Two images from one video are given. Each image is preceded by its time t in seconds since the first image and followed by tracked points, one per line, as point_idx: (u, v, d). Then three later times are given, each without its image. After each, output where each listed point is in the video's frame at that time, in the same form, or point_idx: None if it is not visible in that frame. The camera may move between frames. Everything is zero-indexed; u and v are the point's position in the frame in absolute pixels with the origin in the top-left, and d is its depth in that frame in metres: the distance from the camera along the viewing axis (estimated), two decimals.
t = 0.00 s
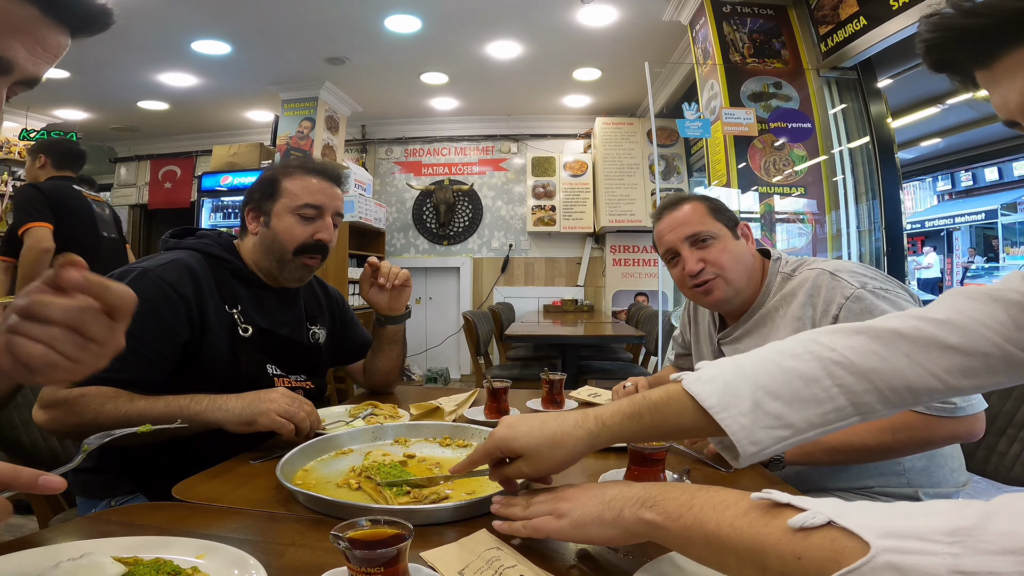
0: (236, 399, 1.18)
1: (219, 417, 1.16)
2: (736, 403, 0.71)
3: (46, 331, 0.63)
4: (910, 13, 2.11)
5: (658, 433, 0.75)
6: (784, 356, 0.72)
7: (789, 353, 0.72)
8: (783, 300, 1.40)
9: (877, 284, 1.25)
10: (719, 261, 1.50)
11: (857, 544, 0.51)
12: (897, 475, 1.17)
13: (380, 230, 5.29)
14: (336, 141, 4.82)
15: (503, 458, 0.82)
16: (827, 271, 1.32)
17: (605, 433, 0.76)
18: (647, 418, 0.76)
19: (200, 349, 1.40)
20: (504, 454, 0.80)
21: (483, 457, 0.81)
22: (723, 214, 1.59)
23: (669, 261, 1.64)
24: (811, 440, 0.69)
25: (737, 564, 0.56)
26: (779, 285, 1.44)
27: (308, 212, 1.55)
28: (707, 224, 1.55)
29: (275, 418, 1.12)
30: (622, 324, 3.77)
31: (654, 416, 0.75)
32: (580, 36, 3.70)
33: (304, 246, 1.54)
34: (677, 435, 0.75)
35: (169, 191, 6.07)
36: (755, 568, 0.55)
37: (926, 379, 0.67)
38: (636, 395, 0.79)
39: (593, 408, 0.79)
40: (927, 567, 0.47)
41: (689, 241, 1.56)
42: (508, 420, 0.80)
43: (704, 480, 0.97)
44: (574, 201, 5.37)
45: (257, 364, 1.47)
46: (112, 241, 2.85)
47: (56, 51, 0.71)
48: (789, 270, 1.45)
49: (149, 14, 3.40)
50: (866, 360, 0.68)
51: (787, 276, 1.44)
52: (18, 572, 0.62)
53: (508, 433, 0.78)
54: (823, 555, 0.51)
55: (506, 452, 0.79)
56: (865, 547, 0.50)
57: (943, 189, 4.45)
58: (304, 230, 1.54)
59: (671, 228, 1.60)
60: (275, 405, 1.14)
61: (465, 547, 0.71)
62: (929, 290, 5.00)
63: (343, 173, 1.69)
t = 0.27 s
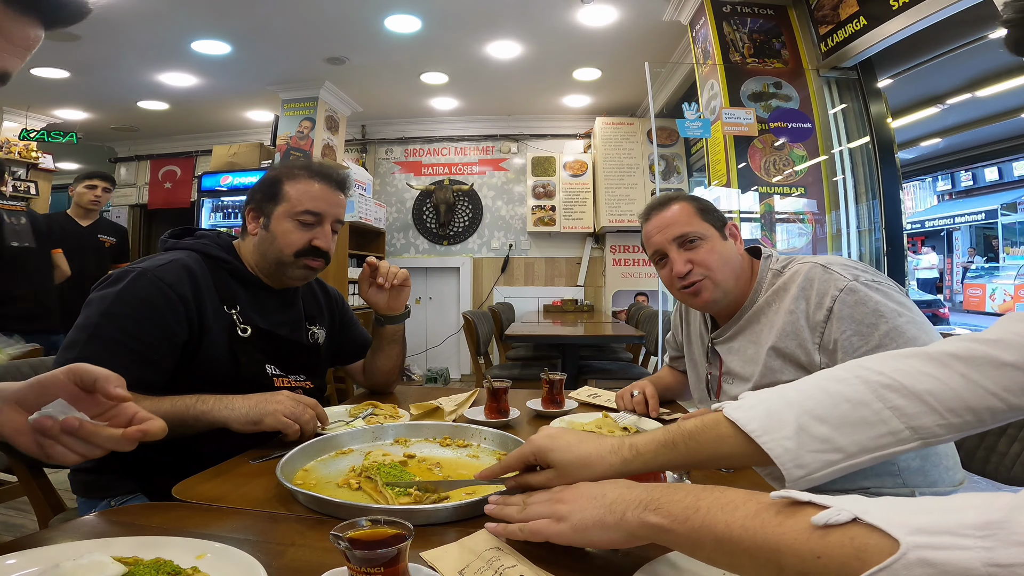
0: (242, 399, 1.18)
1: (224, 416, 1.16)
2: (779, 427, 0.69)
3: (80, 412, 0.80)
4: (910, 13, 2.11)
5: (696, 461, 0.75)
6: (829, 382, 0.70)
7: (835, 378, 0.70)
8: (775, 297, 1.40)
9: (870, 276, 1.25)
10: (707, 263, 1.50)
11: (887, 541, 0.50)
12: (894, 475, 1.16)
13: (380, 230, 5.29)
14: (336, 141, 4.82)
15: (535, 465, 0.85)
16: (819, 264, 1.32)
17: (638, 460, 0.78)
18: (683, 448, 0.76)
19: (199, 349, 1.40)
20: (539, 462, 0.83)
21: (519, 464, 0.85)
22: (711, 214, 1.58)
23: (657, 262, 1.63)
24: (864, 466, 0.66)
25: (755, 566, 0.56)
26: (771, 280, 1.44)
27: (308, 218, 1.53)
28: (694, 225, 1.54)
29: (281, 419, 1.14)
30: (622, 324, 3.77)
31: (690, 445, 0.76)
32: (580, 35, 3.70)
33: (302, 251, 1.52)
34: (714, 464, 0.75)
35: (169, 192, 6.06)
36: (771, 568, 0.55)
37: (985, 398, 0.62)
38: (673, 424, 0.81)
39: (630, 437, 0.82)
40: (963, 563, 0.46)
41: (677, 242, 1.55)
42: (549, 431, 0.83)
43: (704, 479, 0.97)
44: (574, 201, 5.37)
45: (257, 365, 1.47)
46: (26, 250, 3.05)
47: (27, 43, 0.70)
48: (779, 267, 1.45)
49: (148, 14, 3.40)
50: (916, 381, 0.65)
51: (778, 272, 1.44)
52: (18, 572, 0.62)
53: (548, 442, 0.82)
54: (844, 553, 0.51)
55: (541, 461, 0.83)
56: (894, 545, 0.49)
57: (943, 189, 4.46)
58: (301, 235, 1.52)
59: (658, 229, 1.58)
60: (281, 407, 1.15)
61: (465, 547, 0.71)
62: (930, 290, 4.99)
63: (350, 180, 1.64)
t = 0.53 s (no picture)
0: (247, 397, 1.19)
1: (229, 414, 1.17)
2: (791, 435, 0.69)
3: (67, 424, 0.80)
4: (910, 13, 2.11)
5: (700, 468, 0.77)
6: (839, 389, 0.68)
7: (847, 386, 0.68)
8: (774, 298, 1.40)
9: (869, 276, 1.26)
10: (706, 264, 1.50)
11: (900, 530, 0.49)
12: (894, 476, 1.16)
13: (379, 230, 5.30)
14: (336, 141, 4.81)
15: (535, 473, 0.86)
16: (818, 264, 1.32)
17: (640, 467, 0.79)
18: (688, 455, 0.78)
19: (200, 348, 1.41)
20: (540, 472, 0.85)
21: (518, 470, 0.86)
22: (709, 216, 1.57)
23: (655, 264, 1.62)
24: (876, 473, 0.64)
25: (751, 560, 0.56)
26: (770, 281, 1.45)
27: (314, 226, 1.51)
28: (693, 227, 1.53)
29: (282, 418, 1.13)
30: (622, 324, 3.77)
31: (694, 452, 0.77)
32: (579, 35, 3.70)
33: (306, 259, 1.51)
34: (720, 472, 0.75)
35: (169, 192, 6.06)
36: (768, 564, 0.55)
37: (999, 405, 0.59)
38: (678, 431, 0.82)
39: (636, 444, 0.83)
40: (979, 548, 0.45)
41: (676, 244, 1.54)
42: (551, 441, 0.86)
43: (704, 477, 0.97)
44: (574, 201, 5.37)
45: (257, 365, 1.47)
46: None
47: None
48: (779, 267, 1.45)
49: (147, 14, 3.41)
50: (931, 390, 0.62)
51: (777, 272, 1.45)
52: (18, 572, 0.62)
53: (550, 452, 0.84)
54: (838, 547, 0.51)
55: (543, 470, 0.84)
56: (908, 533, 0.48)
57: (943, 189, 4.47)
58: (307, 243, 1.50)
59: (657, 231, 1.57)
60: (283, 405, 1.15)
61: (465, 547, 0.71)
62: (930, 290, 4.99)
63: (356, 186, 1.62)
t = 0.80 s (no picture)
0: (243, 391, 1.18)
1: (228, 407, 1.17)
2: (780, 430, 0.68)
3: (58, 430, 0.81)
4: (910, 13, 2.11)
5: (688, 461, 0.75)
6: (830, 382, 0.68)
7: (837, 378, 0.68)
8: (778, 296, 1.40)
9: (872, 275, 1.26)
10: (710, 260, 1.50)
11: (866, 513, 0.49)
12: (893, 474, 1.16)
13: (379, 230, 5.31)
14: (336, 141, 4.81)
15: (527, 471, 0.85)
16: (821, 264, 1.32)
17: (629, 460, 0.79)
18: (674, 448, 0.77)
19: (201, 347, 1.41)
20: (529, 466, 0.83)
21: (508, 468, 0.84)
22: (715, 213, 1.58)
23: (659, 259, 1.62)
24: (863, 468, 0.64)
25: (713, 555, 0.55)
26: (773, 280, 1.44)
27: (319, 231, 1.51)
28: (698, 223, 1.53)
29: (280, 411, 1.13)
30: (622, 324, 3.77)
31: (681, 446, 0.76)
32: (579, 35, 3.70)
33: (311, 264, 1.51)
34: (707, 464, 0.75)
35: (169, 192, 6.06)
36: (729, 557, 0.55)
37: (988, 399, 0.58)
38: (666, 424, 0.81)
39: (621, 437, 0.82)
40: (940, 527, 0.46)
41: (681, 240, 1.54)
42: (539, 437, 0.85)
43: (703, 476, 0.98)
44: (574, 201, 5.37)
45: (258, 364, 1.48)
46: None
47: None
48: (782, 266, 1.45)
49: (146, 14, 3.41)
50: (919, 384, 0.62)
51: (780, 271, 1.44)
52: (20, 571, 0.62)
53: (539, 448, 0.83)
54: (791, 536, 0.51)
55: (531, 466, 0.83)
56: (874, 514, 0.49)
57: (943, 189, 4.47)
58: (312, 248, 1.51)
59: (663, 226, 1.57)
60: (281, 397, 1.15)
61: (464, 548, 0.71)
62: (930, 290, 4.99)
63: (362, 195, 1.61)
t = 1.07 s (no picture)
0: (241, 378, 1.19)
1: (222, 396, 1.17)
2: (765, 429, 0.67)
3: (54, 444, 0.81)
4: (910, 13, 2.11)
5: (671, 459, 0.75)
6: (817, 380, 0.67)
7: (823, 377, 0.67)
8: (778, 285, 1.39)
9: (872, 267, 1.27)
10: (716, 244, 1.52)
11: (865, 526, 0.49)
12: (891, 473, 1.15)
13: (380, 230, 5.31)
14: (336, 141, 4.80)
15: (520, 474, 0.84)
16: (823, 255, 1.33)
17: (616, 456, 0.77)
18: (660, 445, 0.76)
19: (202, 346, 1.41)
20: (518, 469, 0.83)
21: (499, 475, 0.84)
22: (722, 202, 1.61)
23: (666, 244, 1.65)
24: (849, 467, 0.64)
25: (710, 565, 0.55)
26: (774, 271, 1.44)
27: (320, 231, 1.51)
28: (705, 209, 1.57)
29: (276, 396, 1.13)
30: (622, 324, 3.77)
31: (668, 441, 0.75)
32: (579, 35, 3.70)
33: (309, 264, 1.51)
34: (694, 460, 0.74)
35: (169, 192, 6.07)
36: (727, 567, 0.55)
37: (976, 399, 0.58)
38: (652, 420, 0.80)
39: (606, 432, 0.81)
40: (937, 543, 0.45)
41: (687, 224, 1.58)
42: (524, 438, 0.84)
43: (704, 479, 0.98)
44: (574, 201, 5.37)
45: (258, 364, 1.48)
46: None
47: None
48: (785, 258, 1.44)
49: (146, 14, 3.41)
50: (908, 384, 0.62)
51: (782, 262, 1.44)
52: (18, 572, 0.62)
53: (525, 449, 0.82)
54: (789, 549, 0.51)
55: (521, 468, 0.82)
56: (872, 528, 0.49)
57: (943, 189, 4.48)
58: (312, 248, 1.50)
59: (671, 211, 1.62)
60: (276, 382, 1.15)
61: (464, 548, 0.71)
62: (930, 290, 4.99)
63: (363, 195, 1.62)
